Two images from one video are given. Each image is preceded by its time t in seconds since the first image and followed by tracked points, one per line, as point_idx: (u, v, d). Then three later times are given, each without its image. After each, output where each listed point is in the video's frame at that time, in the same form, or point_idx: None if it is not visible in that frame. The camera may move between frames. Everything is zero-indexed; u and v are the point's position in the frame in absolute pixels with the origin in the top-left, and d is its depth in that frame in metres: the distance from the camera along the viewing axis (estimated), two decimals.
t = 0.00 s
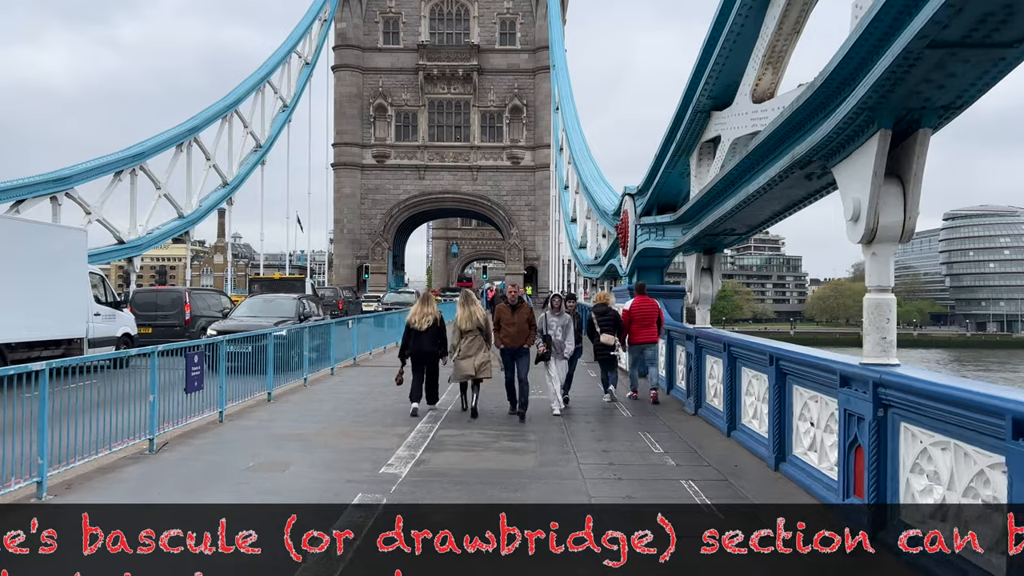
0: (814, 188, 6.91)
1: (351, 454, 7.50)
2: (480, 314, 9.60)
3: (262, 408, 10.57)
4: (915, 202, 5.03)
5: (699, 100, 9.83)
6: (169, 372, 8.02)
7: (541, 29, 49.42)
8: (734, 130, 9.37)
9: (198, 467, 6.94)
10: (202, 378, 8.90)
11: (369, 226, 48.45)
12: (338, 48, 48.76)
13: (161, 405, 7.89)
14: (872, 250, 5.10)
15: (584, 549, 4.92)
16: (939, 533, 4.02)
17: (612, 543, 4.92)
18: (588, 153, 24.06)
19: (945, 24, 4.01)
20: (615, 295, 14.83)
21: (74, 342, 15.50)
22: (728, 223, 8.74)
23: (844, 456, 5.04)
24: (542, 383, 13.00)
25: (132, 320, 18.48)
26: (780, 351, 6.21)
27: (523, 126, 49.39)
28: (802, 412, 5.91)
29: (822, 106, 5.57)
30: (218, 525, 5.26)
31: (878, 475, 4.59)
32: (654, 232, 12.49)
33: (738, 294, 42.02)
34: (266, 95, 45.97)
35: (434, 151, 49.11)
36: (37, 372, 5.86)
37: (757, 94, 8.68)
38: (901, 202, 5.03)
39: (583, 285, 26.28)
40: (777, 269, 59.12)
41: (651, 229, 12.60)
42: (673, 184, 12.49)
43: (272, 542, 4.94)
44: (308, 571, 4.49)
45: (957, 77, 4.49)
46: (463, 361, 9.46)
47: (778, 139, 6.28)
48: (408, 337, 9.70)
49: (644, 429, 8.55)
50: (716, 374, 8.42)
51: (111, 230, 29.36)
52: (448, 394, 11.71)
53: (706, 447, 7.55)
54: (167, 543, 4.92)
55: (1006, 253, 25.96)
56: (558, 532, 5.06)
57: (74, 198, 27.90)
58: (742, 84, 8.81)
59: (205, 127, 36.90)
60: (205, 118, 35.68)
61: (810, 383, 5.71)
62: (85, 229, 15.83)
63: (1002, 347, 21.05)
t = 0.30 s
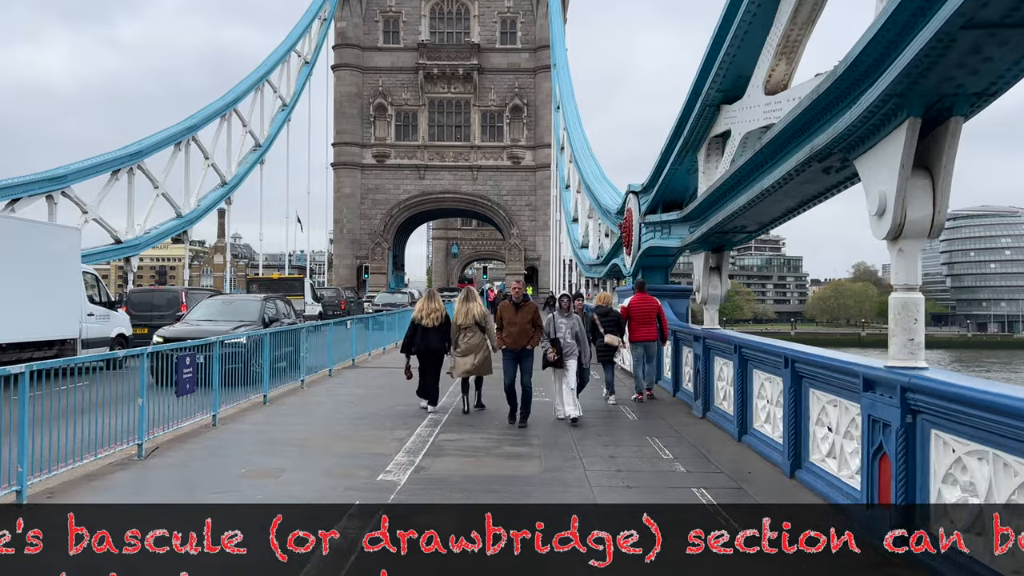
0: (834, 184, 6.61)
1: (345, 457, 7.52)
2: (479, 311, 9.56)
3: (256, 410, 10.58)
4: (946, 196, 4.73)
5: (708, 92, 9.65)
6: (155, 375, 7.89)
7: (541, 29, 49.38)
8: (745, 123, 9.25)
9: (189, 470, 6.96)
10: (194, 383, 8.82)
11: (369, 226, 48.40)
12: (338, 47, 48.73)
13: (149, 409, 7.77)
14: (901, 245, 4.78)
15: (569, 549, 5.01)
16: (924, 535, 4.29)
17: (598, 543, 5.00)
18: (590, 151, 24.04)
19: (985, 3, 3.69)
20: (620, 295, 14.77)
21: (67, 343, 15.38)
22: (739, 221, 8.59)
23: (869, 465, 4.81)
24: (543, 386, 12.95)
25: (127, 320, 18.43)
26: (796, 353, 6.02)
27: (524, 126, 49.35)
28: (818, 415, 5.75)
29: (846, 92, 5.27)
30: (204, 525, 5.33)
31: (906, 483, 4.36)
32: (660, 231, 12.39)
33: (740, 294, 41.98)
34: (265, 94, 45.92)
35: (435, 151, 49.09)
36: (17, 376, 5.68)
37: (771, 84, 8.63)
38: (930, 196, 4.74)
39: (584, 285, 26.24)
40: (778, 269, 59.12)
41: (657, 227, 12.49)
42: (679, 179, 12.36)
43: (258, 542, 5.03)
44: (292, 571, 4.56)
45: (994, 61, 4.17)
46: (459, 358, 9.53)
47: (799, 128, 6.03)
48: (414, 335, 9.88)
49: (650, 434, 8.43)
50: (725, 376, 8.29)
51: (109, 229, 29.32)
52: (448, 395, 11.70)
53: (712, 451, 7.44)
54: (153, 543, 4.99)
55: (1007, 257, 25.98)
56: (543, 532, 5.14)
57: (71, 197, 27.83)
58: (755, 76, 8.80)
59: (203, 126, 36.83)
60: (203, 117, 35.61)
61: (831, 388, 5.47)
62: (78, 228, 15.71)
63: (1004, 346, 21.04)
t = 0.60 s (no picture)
0: (852, 179, 6.38)
1: (340, 460, 7.46)
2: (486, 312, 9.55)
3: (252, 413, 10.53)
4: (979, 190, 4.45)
5: (719, 83, 9.59)
6: (144, 379, 7.77)
7: (542, 27, 49.38)
8: (756, 117, 9.23)
9: (180, 472, 6.93)
10: (186, 386, 8.71)
11: (369, 225, 48.36)
12: (338, 45, 48.68)
13: (137, 414, 7.63)
14: (931, 242, 4.51)
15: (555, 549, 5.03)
16: (912, 535, 4.46)
17: (583, 543, 5.03)
18: (592, 149, 24.02)
19: None
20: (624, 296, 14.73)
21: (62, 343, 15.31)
22: (749, 217, 8.47)
23: (894, 474, 4.61)
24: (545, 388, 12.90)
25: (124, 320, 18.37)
26: (813, 355, 5.83)
27: (525, 125, 49.33)
28: (836, 420, 5.56)
29: (871, 79, 5.02)
30: (190, 525, 5.34)
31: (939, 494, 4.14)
32: (666, 228, 12.31)
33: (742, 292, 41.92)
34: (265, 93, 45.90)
35: (436, 149, 49.06)
36: None
37: (785, 75, 8.57)
38: (962, 190, 4.46)
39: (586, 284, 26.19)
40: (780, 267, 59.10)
41: (662, 226, 12.41)
42: (686, 175, 12.30)
43: (244, 542, 5.03)
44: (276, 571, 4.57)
45: None
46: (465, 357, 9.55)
47: (818, 118, 5.86)
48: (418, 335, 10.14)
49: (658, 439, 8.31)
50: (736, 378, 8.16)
51: (107, 228, 29.28)
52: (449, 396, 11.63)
53: (722, 457, 7.31)
54: (139, 543, 5.01)
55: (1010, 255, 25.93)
56: (529, 532, 5.15)
57: (68, 196, 27.79)
58: (767, 67, 8.77)
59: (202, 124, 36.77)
60: (202, 115, 35.55)
61: (851, 392, 5.24)
62: (72, 227, 15.62)
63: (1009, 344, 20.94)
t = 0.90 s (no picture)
0: (872, 174, 6.28)
1: (338, 467, 7.40)
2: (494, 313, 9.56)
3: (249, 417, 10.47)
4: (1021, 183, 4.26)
5: (730, 76, 9.57)
6: (133, 381, 7.61)
7: (544, 26, 49.40)
8: (769, 111, 9.15)
9: (171, 477, 6.86)
10: (178, 390, 8.56)
11: (370, 226, 48.30)
12: (339, 45, 48.65)
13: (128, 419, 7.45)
14: (968, 239, 4.32)
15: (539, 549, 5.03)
16: (895, 536, 4.69)
17: (569, 543, 5.03)
18: (595, 149, 23.99)
19: None
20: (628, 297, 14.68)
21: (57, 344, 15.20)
22: (763, 215, 8.37)
23: (925, 488, 4.33)
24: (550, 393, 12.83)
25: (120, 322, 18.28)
26: (832, 358, 5.64)
27: (527, 125, 49.30)
28: (858, 429, 5.33)
29: (900, 66, 4.91)
30: (175, 525, 5.30)
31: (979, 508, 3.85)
32: (673, 227, 12.24)
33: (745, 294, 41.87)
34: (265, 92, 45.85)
35: (437, 149, 49.02)
36: None
37: (800, 65, 8.42)
38: (1001, 181, 4.27)
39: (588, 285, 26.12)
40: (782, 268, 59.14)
41: (669, 224, 12.34)
42: (694, 173, 12.28)
43: (229, 542, 4.99)
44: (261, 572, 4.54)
45: None
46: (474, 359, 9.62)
47: (840, 108, 5.78)
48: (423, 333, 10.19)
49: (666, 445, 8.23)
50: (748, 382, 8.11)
51: (105, 227, 29.20)
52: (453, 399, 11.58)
53: (735, 463, 7.23)
54: (124, 543, 4.97)
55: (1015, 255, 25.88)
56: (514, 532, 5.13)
57: (66, 195, 27.69)
58: (784, 57, 8.63)
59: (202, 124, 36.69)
60: (202, 114, 35.47)
61: (874, 397, 5.05)
62: (65, 226, 15.49)
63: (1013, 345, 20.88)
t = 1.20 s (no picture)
0: (897, 167, 6.22)
1: (336, 474, 7.34)
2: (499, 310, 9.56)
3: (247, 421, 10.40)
4: None
5: (744, 68, 9.50)
6: (122, 381, 7.52)
7: (546, 24, 49.40)
8: (785, 103, 9.05)
9: (164, 482, 6.80)
10: (171, 393, 8.44)
11: (371, 224, 48.25)
12: (340, 43, 48.61)
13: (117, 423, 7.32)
14: (1009, 235, 4.15)
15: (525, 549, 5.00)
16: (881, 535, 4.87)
17: (555, 543, 5.00)
18: (598, 147, 23.91)
19: None
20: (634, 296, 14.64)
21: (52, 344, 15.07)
22: (779, 210, 8.29)
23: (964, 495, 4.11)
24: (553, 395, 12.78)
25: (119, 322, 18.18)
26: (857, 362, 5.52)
27: (529, 123, 49.26)
28: (886, 435, 5.18)
29: (932, 52, 4.85)
30: (162, 525, 5.26)
31: None
32: (683, 224, 12.19)
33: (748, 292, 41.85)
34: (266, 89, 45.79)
35: (438, 147, 48.98)
36: None
37: (822, 56, 8.23)
38: None
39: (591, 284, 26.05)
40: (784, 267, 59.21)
41: (678, 222, 12.29)
42: (703, 169, 12.23)
43: (214, 542, 4.94)
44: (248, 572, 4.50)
45: None
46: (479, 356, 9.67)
47: (867, 98, 5.71)
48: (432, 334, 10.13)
49: (678, 451, 8.17)
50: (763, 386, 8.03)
51: (103, 225, 29.11)
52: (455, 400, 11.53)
53: (752, 471, 7.16)
54: (110, 543, 4.93)
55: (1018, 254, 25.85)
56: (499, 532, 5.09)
57: (64, 194, 27.60)
58: (802, 46, 8.44)
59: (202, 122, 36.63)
60: (202, 112, 35.41)
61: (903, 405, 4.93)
62: (60, 224, 15.35)
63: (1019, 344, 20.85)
